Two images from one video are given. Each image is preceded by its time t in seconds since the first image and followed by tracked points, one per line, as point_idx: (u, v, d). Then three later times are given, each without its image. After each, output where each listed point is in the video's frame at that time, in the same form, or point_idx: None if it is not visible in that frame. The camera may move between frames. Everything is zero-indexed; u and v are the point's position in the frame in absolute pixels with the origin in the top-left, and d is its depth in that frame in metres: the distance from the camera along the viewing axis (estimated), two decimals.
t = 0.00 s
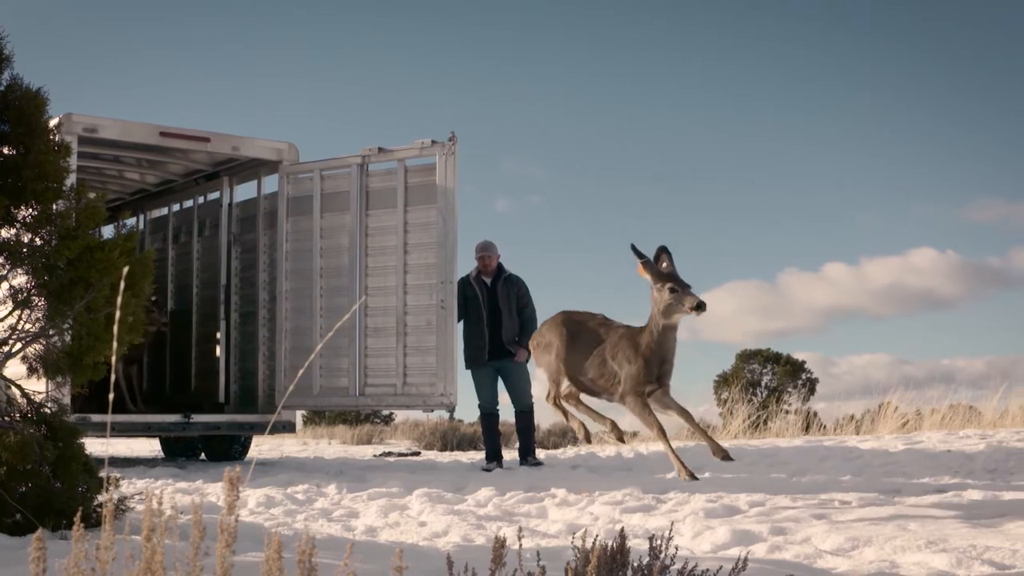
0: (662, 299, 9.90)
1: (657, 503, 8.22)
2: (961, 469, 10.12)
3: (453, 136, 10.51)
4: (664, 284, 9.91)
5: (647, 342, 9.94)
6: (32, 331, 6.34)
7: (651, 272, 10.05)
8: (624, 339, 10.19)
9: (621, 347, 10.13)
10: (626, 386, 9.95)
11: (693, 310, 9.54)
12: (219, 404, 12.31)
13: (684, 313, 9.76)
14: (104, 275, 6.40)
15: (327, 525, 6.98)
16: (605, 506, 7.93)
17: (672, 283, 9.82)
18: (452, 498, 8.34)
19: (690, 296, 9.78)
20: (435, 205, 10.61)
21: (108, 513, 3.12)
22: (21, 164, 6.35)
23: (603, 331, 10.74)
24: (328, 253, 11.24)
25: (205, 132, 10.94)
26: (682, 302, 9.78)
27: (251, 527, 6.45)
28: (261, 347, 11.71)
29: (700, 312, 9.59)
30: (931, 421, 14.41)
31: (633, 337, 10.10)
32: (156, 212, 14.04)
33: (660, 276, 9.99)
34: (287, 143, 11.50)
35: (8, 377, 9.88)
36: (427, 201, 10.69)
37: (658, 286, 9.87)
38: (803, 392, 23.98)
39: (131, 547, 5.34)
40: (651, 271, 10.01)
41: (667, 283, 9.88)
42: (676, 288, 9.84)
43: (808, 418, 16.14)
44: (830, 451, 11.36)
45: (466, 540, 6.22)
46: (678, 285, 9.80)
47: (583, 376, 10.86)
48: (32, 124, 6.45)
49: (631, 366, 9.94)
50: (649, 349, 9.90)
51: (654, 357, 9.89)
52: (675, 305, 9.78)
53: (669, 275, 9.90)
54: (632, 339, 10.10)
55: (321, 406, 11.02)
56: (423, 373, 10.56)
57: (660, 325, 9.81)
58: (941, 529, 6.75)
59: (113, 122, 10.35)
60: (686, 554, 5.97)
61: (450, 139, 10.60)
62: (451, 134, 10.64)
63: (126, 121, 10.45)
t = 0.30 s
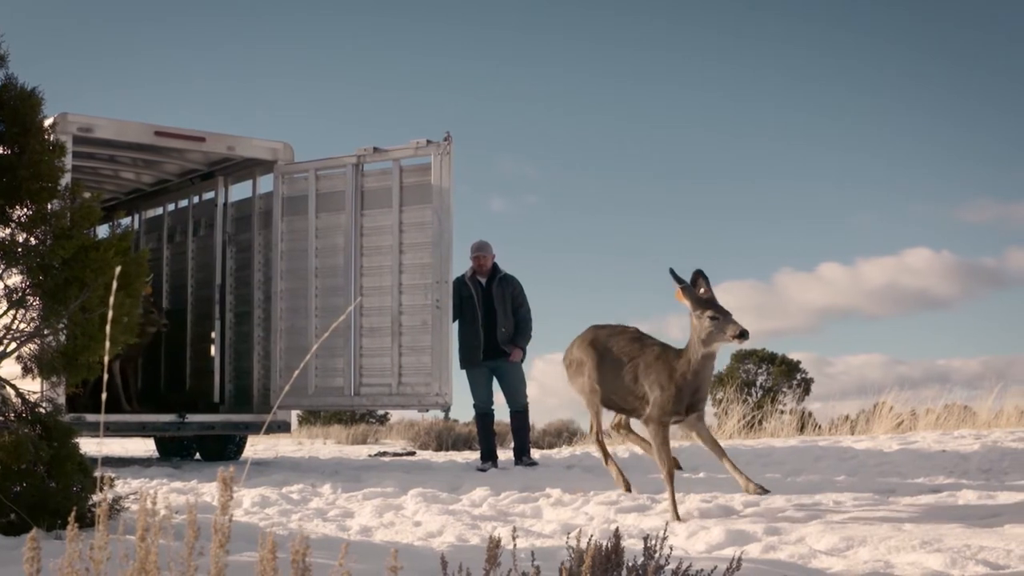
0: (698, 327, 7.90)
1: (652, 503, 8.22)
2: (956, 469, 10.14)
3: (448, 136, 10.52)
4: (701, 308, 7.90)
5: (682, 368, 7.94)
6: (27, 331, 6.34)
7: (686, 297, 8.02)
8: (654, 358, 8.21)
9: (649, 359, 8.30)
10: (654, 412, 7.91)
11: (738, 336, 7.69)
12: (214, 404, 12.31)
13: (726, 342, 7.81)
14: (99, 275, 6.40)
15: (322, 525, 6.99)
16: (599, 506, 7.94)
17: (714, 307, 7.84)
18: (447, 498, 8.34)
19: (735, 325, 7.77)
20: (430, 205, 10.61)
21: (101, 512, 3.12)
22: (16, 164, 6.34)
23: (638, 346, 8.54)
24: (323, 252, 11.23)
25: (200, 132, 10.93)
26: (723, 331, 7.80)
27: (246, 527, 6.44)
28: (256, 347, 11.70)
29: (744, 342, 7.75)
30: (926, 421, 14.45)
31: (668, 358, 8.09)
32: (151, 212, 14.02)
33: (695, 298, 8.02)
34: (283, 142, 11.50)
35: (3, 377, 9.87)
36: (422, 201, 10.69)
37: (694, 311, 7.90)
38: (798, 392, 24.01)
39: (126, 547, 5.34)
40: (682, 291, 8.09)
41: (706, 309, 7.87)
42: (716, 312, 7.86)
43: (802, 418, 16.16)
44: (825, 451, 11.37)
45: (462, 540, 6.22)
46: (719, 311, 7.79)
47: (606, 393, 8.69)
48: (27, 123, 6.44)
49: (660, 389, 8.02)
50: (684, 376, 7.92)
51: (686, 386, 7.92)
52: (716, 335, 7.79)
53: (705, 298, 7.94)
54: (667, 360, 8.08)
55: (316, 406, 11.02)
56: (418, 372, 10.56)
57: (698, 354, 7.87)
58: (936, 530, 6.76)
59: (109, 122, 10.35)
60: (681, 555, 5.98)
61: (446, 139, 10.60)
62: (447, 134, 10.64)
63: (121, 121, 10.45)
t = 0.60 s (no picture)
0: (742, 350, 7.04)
1: (646, 503, 8.24)
2: (950, 470, 10.17)
3: (443, 136, 10.52)
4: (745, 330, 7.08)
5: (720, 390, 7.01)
6: (21, 329, 6.34)
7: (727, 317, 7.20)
8: (692, 379, 7.15)
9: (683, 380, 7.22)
10: (676, 427, 7.10)
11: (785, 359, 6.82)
12: (209, 403, 12.30)
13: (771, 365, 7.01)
14: (94, 274, 6.40)
15: (317, 524, 6.99)
16: (592, 506, 7.95)
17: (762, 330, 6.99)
18: (441, 498, 8.35)
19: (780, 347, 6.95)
20: (425, 205, 10.62)
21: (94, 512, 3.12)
22: (10, 162, 6.33)
23: (676, 363, 7.40)
24: (318, 252, 11.23)
25: (195, 131, 10.92)
26: (770, 353, 6.96)
27: (239, 526, 6.44)
28: (251, 346, 11.70)
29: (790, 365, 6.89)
30: (920, 422, 14.49)
31: (704, 377, 7.14)
32: (146, 211, 14.02)
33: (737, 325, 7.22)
34: (278, 142, 11.49)
35: None
36: (418, 201, 10.69)
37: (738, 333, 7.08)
38: (792, 393, 24.04)
39: (119, 546, 5.35)
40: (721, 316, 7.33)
41: (750, 330, 7.06)
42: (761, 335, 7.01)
43: (797, 419, 16.20)
44: (820, 452, 11.39)
45: (455, 540, 6.23)
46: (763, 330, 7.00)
47: (640, 417, 7.44)
48: (21, 121, 6.43)
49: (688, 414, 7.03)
50: (719, 404, 6.99)
51: (719, 414, 6.99)
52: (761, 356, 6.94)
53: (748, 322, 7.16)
54: (702, 377, 7.14)
55: (311, 405, 11.02)
56: (413, 372, 10.57)
57: (739, 379, 6.94)
58: (929, 531, 6.78)
59: (104, 121, 10.33)
60: (674, 555, 6.00)
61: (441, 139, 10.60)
62: (442, 134, 10.64)
63: (116, 120, 10.43)
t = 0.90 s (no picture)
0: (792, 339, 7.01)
1: (638, 504, 8.25)
2: (941, 471, 10.19)
3: (436, 136, 10.52)
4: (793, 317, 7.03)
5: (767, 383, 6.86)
6: (12, 329, 6.33)
7: (773, 309, 7.15)
8: (737, 375, 6.98)
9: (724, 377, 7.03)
10: (717, 424, 6.85)
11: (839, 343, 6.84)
12: (201, 404, 12.28)
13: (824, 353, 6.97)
14: (85, 274, 6.39)
15: (309, 525, 6.99)
16: (584, 507, 7.95)
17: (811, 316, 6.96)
18: (433, 499, 8.34)
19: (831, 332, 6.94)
20: (418, 205, 10.62)
21: (84, 512, 3.12)
22: (2, 161, 6.33)
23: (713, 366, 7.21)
24: (310, 252, 11.22)
25: (187, 131, 10.90)
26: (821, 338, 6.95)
27: (230, 526, 6.44)
28: (243, 347, 11.68)
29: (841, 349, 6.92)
30: (912, 424, 14.52)
31: (748, 372, 6.99)
32: (138, 211, 14.00)
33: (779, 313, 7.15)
34: (271, 142, 11.48)
35: None
36: (410, 201, 10.69)
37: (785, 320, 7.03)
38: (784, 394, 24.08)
39: (109, 546, 5.34)
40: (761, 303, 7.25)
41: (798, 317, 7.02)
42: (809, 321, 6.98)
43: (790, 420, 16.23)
44: (812, 453, 11.40)
45: (447, 541, 6.23)
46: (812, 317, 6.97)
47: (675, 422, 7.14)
48: (13, 120, 6.41)
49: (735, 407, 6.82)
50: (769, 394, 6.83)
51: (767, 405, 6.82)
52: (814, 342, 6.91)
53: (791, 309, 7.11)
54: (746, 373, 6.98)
55: (303, 405, 11.01)
56: (405, 373, 10.56)
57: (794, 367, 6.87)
58: (921, 532, 6.79)
59: (96, 121, 10.32)
60: (666, 556, 6.01)
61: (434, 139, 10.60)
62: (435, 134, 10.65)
63: (109, 120, 10.42)
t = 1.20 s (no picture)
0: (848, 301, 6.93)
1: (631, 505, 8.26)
2: (934, 472, 10.20)
3: (430, 137, 10.52)
4: (849, 276, 6.95)
5: (819, 352, 6.80)
6: (5, 329, 6.32)
7: (830, 268, 7.07)
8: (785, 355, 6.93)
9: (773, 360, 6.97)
10: (775, 404, 6.72)
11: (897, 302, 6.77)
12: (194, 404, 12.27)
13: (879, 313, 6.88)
14: (78, 273, 6.39)
15: (302, 525, 6.99)
16: (578, 508, 7.95)
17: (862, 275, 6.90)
18: (426, 499, 8.34)
19: (889, 290, 6.85)
20: (412, 206, 10.62)
21: (76, 513, 3.12)
22: None
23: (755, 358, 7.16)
24: (304, 253, 11.22)
25: (181, 131, 10.89)
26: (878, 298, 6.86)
27: (223, 526, 6.44)
28: (237, 347, 11.67)
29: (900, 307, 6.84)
30: (905, 425, 14.55)
31: (794, 350, 6.95)
32: (132, 211, 13.97)
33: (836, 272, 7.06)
34: (265, 143, 11.48)
35: None
36: (404, 202, 10.69)
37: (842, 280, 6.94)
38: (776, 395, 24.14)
39: (102, 547, 5.34)
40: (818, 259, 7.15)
41: (856, 278, 6.92)
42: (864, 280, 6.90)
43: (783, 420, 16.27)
44: (805, 453, 11.42)
45: (440, 541, 6.24)
46: (870, 278, 6.87)
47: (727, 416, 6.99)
48: (7, 119, 6.41)
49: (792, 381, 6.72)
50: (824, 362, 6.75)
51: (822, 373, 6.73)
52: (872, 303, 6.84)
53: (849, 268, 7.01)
54: (792, 351, 6.95)
55: (296, 406, 11.00)
56: (399, 374, 10.57)
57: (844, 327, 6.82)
58: (914, 533, 6.80)
59: (89, 121, 10.31)
60: (659, 557, 6.03)
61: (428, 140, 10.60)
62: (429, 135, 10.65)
63: (102, 120, 10.41)
